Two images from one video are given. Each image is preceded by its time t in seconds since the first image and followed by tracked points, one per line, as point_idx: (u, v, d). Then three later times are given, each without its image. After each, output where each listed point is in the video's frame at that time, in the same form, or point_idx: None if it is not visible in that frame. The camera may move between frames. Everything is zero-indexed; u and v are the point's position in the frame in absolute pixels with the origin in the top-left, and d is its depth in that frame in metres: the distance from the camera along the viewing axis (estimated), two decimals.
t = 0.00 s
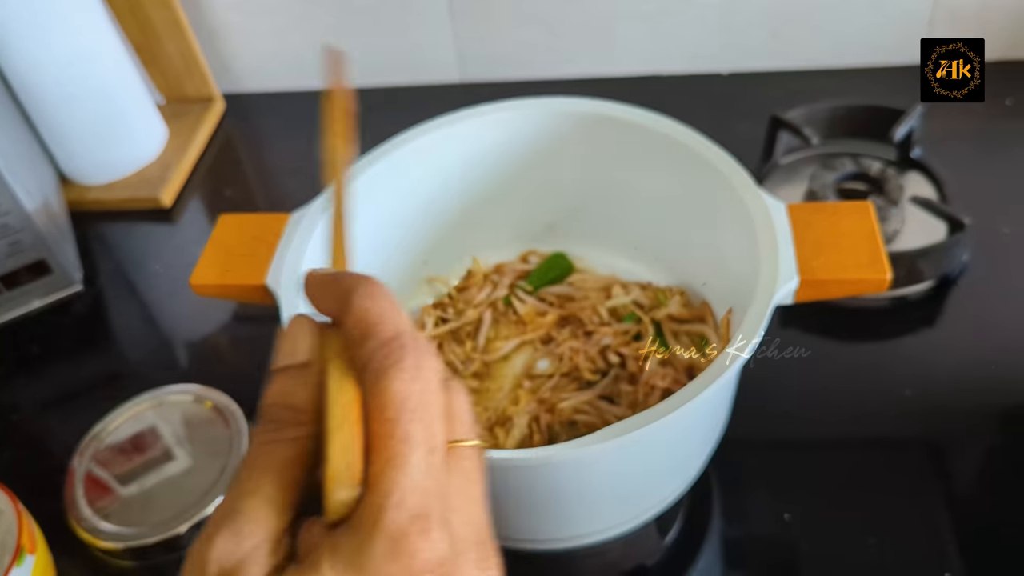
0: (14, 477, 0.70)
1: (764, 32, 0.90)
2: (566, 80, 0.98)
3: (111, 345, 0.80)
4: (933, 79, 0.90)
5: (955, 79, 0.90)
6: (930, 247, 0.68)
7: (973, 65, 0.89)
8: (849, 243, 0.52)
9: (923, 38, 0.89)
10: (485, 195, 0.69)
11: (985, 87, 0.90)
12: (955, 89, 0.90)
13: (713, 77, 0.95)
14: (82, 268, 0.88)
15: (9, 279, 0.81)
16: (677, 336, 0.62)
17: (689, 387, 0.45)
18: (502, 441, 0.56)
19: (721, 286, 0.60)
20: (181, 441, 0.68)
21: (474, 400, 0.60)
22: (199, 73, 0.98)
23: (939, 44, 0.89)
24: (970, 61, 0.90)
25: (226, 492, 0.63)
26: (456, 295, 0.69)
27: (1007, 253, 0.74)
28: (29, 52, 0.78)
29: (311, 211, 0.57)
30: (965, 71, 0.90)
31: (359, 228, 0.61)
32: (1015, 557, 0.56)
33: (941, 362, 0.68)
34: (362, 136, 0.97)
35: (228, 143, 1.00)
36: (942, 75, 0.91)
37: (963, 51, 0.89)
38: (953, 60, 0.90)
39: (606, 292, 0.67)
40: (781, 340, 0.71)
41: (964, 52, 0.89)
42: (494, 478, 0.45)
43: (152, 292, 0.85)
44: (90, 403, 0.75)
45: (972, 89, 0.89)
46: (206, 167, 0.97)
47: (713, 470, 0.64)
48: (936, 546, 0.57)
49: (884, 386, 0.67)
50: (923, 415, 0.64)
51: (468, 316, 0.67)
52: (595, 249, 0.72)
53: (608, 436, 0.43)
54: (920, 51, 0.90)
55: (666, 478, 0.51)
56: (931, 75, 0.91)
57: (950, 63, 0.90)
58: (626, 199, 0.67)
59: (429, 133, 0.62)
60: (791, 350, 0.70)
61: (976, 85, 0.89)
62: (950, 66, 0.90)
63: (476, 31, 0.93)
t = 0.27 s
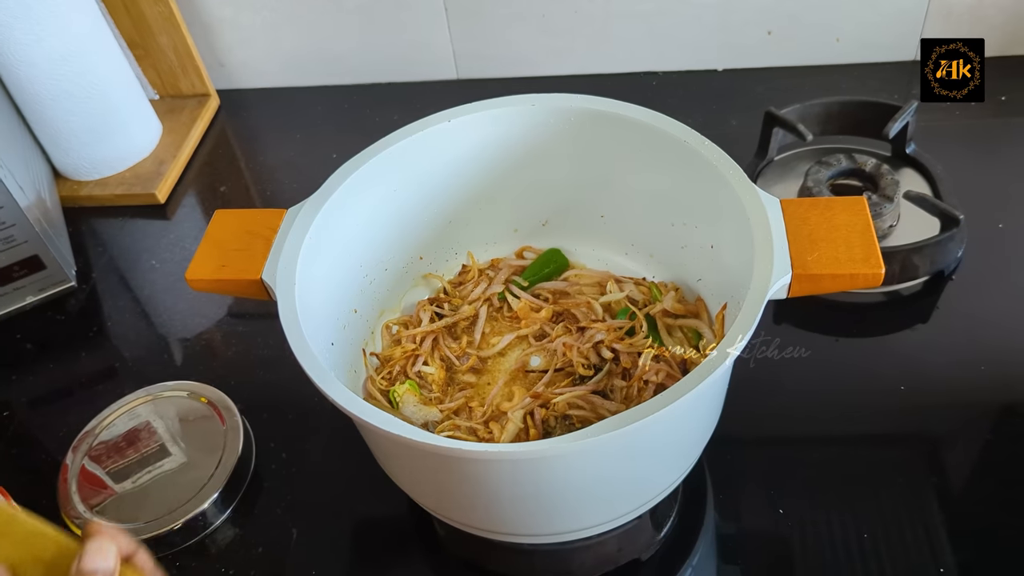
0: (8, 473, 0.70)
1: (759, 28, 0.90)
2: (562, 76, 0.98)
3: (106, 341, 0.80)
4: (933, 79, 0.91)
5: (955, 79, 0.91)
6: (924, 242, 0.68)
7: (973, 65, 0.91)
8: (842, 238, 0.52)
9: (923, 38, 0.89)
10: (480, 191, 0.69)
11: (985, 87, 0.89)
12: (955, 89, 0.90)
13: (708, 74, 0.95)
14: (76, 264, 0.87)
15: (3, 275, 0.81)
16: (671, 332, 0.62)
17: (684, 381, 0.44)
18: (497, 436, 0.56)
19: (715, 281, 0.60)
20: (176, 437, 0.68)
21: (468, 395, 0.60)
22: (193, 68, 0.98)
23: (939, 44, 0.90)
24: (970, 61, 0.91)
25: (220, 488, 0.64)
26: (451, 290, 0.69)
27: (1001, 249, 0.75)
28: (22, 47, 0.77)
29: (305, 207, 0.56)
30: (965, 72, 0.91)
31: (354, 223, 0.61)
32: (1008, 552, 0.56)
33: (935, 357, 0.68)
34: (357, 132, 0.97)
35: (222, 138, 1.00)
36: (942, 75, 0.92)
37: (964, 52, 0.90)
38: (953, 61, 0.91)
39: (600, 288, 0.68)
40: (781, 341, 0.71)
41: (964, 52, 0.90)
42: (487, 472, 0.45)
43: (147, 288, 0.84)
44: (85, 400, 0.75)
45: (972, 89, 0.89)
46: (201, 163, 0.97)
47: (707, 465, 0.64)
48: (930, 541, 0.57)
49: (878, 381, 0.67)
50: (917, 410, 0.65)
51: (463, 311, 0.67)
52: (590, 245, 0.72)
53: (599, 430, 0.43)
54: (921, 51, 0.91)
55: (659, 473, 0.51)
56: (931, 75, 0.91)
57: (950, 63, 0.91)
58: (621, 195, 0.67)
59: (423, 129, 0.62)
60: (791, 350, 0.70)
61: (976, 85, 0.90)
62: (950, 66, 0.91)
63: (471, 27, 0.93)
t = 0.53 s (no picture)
0: (6, 469, 0.70)
1: (754, 28, 0.91)
2: (559, 75, 0.98)
3: (104, 338, 0.80)
4: (933, 79, 0.91)
5: (956, 79, 0.91)
6: (916, 239, 0.68)
7: (973, 65, 0.91)
8: (834, 234, 0.52)
9: (923, 39, 0.90)
10: (476, 188, 0.69)
11: (985, 89, 0.90)
12: (955, 89, 0.90)
13: (703, 73, 0.96)
14: (74, 262, 0.88)
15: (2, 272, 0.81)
16: (666, 328, 0.62)
17: (677, 375, 0.45)
18: (493, 430, 0.57)
19: (709, 277, 0.61)
20: (174, 433, 0.68)
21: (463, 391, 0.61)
22: (190, 67, 0.99)
23: (939, 44, 0.91)
24: (970, 61, 0.92)
25: (218, 483, 0.64)
26: (448, 287, 0.69)
27: (993, 247, 0.75)
28: (20, 45, 0.78)
29: (303, 203, 0.57)
30: (965, 72, 0.92)
31: (351, 220, 0.61)
32: (999, 545, 0.57)
33: (928, 354, 0.69)
34: (354, 131, 0.98)
35: (220, 137, 1.00)
36: (942, 75, 0.92)
37: (963, 51, 0.91)
38: (953, 60, 0.92)
39: (595, 285, 0.68)
40: (781, 341, 0.72)
41: (964, 52, 0.91)
42: (482, 464, 0.45)
43: (145, 285, 0.85)
44: (83, 396, 0.75)
45: (972, 89, 0.90)
46: (198, 161, 0.97)
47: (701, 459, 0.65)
48: (923, 534, 0.58)
49: (871, 377, 0.68)
50: (910, 405, 0.65)
51: (459, 307, 0.67)
52: (586, 242, 0.73)
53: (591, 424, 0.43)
54: (921, 51, 0.92)
55: (653, 466, 0.51)
56: (931, 75, 0.92)
57: (950, 63, 0.92)
58: (616, 192, 0.68)
59: (420, 126, 0.62)
60: (791, 350, 0.71)
61: (976, 85, 0.90)
62: (950, 66, 0.92)
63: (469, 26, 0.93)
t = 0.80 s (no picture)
0: (12, 466, 0.71)
1: (750, 30, 0.92)
2: (558, 77, 0.99)
3: (108, 336, 0.81)
4: (933, 79, 0.92)
5: (955, 79, 0.93)
6: (909, 238, 0.69)
7: (973, 65, 0.93)
8: (826, 233, 0.53)
9: (923, 39, 0.91)
10: (476, 189, 0.70)
11: (984, 87, 0.91)
12: (956, 89, 0.91)
13: (700, 74, 0.97)
14: (79, 261, 0.89)
15: (8, 271, 0.82)
16: (662, 326, 0.64)
17: (672, 371, 0.46)
18: (492, 425, 0.58)
19: (705, 275, 0.62)
20: (178, 430, 0.69)
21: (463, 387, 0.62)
22: (193, 68, 1.00)
23: (940, 44, 0.92)
24: (969, 61, 0.93)
25: (222, 478, 0.65)
26: (448, 285, 0.71)
27: (986, 246, 0.76)
28: (26, 46, 0.79)
29: (307, 203, 0.58)
30: (965, 72, 0.93)
31: (353, 219, 0.62)
32: (990, 538, 0.58)
33: (921, 352, 0.70)
34: (356, 131, 0.99)
35: (222, 137, 1.01)
36: (942, 75, 0.93)
37: (963, 51, 0.92)
38: (953, 61, 0.93)
39: (593, 283, 0.69)
40: (781, 342, 0.73)
41: (964, 52, 0.92)
42: (482, 457, 0.46)
43: (149, 284, 0.86)
44: (88, 394, 0.76)
45: (972, 89, 0.91)
46: (201, 161, 0.98)
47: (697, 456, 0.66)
48: (916, 528, 0.59)
49: (865, 375, 0.69)
50: (903, 402, 0.67)
51: (459, 305, 0.68)
52: (583, 241, 0.74)
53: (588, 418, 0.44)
54: (922, 52, 0.93)
55: (649, 461, 0.52)
56: (931, 75, 0.93)
57: (950, 63, 0.93)
58: (613, 193, 0.69)
59: (421, 128, 0.63)
60: (791, 350, 0.72)
61: (976, 85, 0.91)
62: (950, 66, 0.93)
63: (469, 28, 0.95)
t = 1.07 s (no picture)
0: (8, 466, 0.71)
1: (747, 30, 0.92)
2: (555, 77, 0.99)
3: (104, 337, 0.81)
4: (933, 79, 0.92)
5: (955, 79, 0.93)
6: (904, 240, 0.69)
7: (973, 65, 0.92)
8: (820, 234, 0.53)
9: (923, 38, 0.91)
10: (471, 190, 0.70)
11: (985, 87, 0.91)
12: (956, 89, 0.91)
13: (697, 75, 0.97)
14: (75, 261, 0.89)
15: (4, 271, 0.82)
16: (655, 327, 0.64)
17: (665, 373, 0.46)
18: (486, 426, 0.58)
19: (699, 276, 0.62)
20: (173, 430, 0.69)
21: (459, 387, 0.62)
22: (190, 69, 1.00)
23: (940, 44, 0.92)
24: (970, 61, 0.93)
25: (217, 479, 0.66)
26: (443, 286, 0.71)
27: (982, 247, 0.76)
28: (22, 48, 0.79)
29: (301, 204, 0.58)
30: (965, 72, 0.93)
31: (348, 220, 0.62)
32: (985, 539, 0.58)
33: (917, 353, 0.70)
34: (353, 132, 0.99)
35: (218, 138, 1.01)
36: (942, 75, 0.93)
37: (964, 52, 0.92)
38: (953, 60, 0.93)
39: (588, 284, 0.69)
40: (780, 341, 0.73)
41: (964, 52, 0.92)
42: (476, 458, 0.46)
43: (145, 285, 0.86)
44: (84, 394, 0.76)
45: (972, 88, 0.91)
46: (197, 162, 0.98)
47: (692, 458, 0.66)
48: (911, 529, 0.59)
49: (860, 376, 0.69)
50: (899, 403, 0.67)
51: (455, 306, 0.68)
52: (579, 242, 0.74)
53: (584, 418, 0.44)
54: (921, 52, 0.93)
55: (643, 462, 0.52)
56: (931, 75, 0.93)
57: (950, 63, 0.93)
58: (608, 194, 0.69)
59: (416, 129, 0.63)
60: (790, 350, 0.72)
61: (976, 84, 0.91)
62: (950, 66, 0.93)
63: (466, 29, 0.95)
